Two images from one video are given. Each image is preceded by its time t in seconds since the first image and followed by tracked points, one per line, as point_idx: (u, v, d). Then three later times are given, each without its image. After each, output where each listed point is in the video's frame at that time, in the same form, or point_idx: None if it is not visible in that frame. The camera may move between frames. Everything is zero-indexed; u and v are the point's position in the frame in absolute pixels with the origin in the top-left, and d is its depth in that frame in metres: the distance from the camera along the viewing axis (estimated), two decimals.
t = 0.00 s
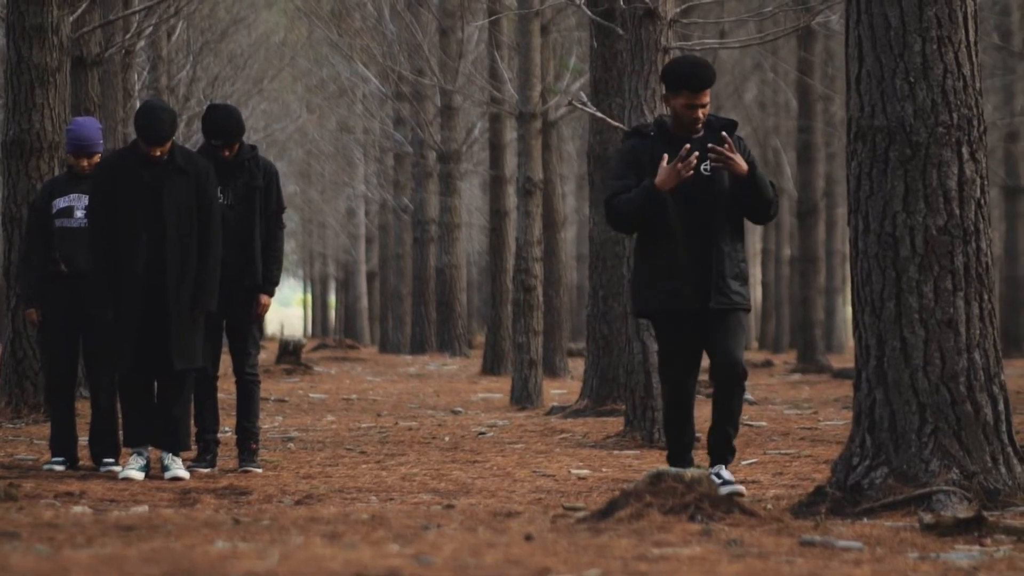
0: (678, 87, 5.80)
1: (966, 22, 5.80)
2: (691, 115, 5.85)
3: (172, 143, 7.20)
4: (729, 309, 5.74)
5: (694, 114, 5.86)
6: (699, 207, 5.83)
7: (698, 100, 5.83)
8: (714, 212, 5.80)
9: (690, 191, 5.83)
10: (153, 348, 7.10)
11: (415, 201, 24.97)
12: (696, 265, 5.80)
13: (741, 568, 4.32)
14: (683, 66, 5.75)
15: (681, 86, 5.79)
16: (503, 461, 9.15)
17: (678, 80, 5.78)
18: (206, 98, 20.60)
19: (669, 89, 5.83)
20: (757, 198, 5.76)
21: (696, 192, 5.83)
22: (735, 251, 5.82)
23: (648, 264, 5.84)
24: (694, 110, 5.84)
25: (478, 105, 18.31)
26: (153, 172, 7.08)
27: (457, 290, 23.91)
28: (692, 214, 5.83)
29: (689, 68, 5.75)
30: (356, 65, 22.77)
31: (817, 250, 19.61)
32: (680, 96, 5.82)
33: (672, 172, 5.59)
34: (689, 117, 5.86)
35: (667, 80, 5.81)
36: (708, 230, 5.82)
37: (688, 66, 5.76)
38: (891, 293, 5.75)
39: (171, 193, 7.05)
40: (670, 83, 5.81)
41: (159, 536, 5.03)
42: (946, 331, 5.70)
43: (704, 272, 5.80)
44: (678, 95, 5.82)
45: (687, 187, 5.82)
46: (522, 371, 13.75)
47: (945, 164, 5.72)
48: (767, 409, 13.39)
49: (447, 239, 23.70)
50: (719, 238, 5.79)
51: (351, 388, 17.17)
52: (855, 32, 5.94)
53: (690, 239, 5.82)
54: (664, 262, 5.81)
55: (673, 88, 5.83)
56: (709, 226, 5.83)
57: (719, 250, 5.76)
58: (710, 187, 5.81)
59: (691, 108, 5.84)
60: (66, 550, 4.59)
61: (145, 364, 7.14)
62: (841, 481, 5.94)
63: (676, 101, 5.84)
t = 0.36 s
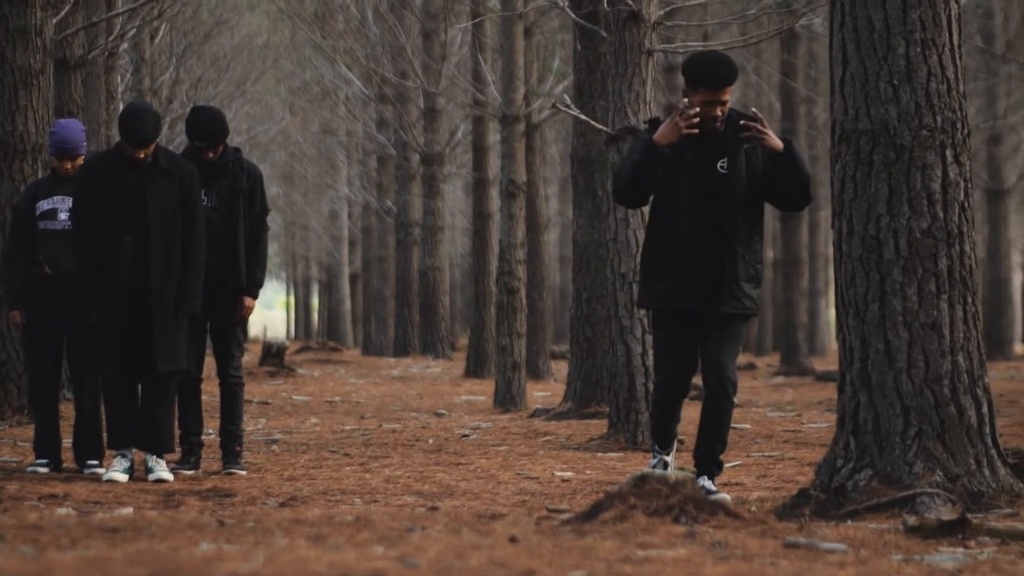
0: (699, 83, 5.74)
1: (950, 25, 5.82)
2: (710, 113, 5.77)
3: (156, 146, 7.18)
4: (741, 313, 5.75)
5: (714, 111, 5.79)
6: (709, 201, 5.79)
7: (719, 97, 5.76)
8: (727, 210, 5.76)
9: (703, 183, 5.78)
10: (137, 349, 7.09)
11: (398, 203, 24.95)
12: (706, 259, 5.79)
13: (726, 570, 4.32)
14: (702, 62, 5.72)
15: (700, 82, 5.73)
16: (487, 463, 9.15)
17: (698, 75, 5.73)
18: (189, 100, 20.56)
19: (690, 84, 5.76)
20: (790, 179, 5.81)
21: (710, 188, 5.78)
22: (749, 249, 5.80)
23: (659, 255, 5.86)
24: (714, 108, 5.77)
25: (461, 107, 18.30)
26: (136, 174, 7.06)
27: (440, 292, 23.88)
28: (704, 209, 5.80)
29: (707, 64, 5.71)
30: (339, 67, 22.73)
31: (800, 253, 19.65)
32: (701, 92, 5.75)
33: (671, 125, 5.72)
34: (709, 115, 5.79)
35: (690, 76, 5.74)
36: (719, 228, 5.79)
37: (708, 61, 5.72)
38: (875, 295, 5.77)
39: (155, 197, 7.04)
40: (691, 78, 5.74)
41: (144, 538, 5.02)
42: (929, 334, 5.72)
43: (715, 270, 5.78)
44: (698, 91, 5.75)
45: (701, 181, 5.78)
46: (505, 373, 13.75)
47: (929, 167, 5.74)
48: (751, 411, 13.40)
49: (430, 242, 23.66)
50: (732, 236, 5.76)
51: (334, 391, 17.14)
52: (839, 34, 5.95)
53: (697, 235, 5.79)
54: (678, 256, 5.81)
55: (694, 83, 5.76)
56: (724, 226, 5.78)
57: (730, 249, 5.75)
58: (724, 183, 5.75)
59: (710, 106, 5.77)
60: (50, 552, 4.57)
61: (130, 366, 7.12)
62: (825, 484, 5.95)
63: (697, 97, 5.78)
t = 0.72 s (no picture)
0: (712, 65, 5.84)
1: (935, 28, 5.84)
2: (721, 97, 5.84)
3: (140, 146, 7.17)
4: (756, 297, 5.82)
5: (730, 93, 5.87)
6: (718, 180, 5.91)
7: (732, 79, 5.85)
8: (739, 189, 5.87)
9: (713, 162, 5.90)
10: (120, 349, 7.08)
11: (382, 205, 24.92)
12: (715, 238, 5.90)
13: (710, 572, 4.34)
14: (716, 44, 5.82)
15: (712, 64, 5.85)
16: (470, 465, 9.15)
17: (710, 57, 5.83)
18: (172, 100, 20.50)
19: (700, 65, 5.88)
20: (794, 155, 6.01)
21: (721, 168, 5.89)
22: (763, 230, 5.85)
23: (661, 237, 5.86)
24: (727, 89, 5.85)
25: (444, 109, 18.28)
26: (121, 174, 7.05)
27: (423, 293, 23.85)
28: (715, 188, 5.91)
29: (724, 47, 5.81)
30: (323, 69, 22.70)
31: (783, 256, 19.71)
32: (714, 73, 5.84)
33: (682, 90, 5.83)
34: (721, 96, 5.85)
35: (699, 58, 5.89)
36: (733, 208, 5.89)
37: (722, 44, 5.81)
38: (860, 298, 5.78)
39: (138, 197, 7.02)
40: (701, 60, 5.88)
41: (129, 539, 5.01)
42: (914, 336, 5.73)
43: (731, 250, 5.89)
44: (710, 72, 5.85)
45: (710, 161, 5.89)
46: (489, 375, 13.75)
47: (914, 169, 5.76)
48: (734, 414, 13.45)
49: (413, 243, 23.63)
50: (747, 216, 5.84)
51: (317, 392, 17.12)
52: (825, 36, 5.97)
53: (707, 214, 5.90)
54: (680, 239, 5.81)
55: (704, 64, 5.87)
56: (737, 207, 5.90)
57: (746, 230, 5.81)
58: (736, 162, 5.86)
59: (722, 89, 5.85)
60: (36, 554, 4.55)
61: (113, 366, 7.10)
62: (810, 486, 5.97)
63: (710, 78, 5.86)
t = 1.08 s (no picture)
0: (741, 83, 5.68)
1: (913, 27, 5.87)
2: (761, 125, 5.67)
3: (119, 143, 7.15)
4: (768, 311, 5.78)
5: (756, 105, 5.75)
6: (742, 200, 5.69)
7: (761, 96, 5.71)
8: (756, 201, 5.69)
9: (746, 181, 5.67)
10: (100, 348, 7.04)
11: (360, 203, 24.88)
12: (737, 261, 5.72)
13: (691, 571, 4.34)
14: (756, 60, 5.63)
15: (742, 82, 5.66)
16: (451, 463, 9.14)
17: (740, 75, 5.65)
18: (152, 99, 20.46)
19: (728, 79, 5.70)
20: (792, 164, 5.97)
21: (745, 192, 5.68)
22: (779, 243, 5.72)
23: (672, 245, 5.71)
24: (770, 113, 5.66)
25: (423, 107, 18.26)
26: (99, 170, 7.04)
27: (401, 291, 23.83)
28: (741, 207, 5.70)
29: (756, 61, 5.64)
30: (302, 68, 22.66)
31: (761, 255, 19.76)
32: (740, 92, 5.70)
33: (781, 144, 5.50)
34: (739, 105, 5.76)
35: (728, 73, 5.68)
36: (757, 230, 5.70)
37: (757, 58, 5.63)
38: (839, 296, 5.79)
39: (118, 194, 7.02)
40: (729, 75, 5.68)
41: (109, 539, 4.99)
42: (894, 334, 5.76)
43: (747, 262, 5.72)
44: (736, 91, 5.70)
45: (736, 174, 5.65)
46: (468, 373, 13.75)
47: (893, 168, 5.78)
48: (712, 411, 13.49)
49: (392, 241, 23.62)
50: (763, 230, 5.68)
51: (296, 391, 17.09)
52: (805, 35, 5.99)
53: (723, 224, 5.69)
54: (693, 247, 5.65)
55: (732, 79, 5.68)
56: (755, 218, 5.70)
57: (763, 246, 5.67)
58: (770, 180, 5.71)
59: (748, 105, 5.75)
60: (16, 554, 4.52)
61: (93, 365, 7.08)
62: (790, 484, 5.99)
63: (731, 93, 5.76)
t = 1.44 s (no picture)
0: (745, 108, 5.75)
1: (894, 25, 5.89)
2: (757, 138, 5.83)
3: (100, 142, 7.13)
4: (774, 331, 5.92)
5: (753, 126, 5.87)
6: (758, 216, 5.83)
7: (758, 120, 5.82)
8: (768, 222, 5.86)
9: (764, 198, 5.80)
10: (81, 346, 7.01)
11: (343, 200, 24.81)
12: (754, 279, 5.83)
13: (673, 568, 4.34)
14: (755, 83, 5.70)
15: (745, 108, 5.74)
16: (433, 460, 9.14)
17: (744, 101, 5.72)
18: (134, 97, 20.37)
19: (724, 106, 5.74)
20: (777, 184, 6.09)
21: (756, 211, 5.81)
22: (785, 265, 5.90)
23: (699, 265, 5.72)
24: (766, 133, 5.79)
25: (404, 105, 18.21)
26: (80, 167, 7.03)
27: (384, 288, 23.79)
28: (750, 229, 5.82)
29: (760, 87, 5.73)
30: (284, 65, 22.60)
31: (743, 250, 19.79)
32: (742, 116, 5.77)
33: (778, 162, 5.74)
34: (735, 129, 5.87)
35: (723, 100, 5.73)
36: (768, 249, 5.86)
37: (760, 83, 5.72)
38: (821, 294, 5.79)
39: (99, 193, 6.99)
40: (726, 102, 5.73)
41: (92, 538, 4.99)
42: (875, 331, 5.77)
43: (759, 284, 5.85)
44: (737, 117, 5.78)
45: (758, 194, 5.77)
46: (450, 370, 13.75)
47: (874, 165, 5.79)
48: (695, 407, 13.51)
49: (375, 239, 23.57)
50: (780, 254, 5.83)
51: (279, 388, 17.06)
52: (786, 33, 6.00)
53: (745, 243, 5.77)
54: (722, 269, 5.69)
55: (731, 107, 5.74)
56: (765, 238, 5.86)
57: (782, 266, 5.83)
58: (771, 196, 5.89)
59: (744, 128, 5.86)
60: None
61: (75, 362, 7.05)
62: (772, 481, 6.00)
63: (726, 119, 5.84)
